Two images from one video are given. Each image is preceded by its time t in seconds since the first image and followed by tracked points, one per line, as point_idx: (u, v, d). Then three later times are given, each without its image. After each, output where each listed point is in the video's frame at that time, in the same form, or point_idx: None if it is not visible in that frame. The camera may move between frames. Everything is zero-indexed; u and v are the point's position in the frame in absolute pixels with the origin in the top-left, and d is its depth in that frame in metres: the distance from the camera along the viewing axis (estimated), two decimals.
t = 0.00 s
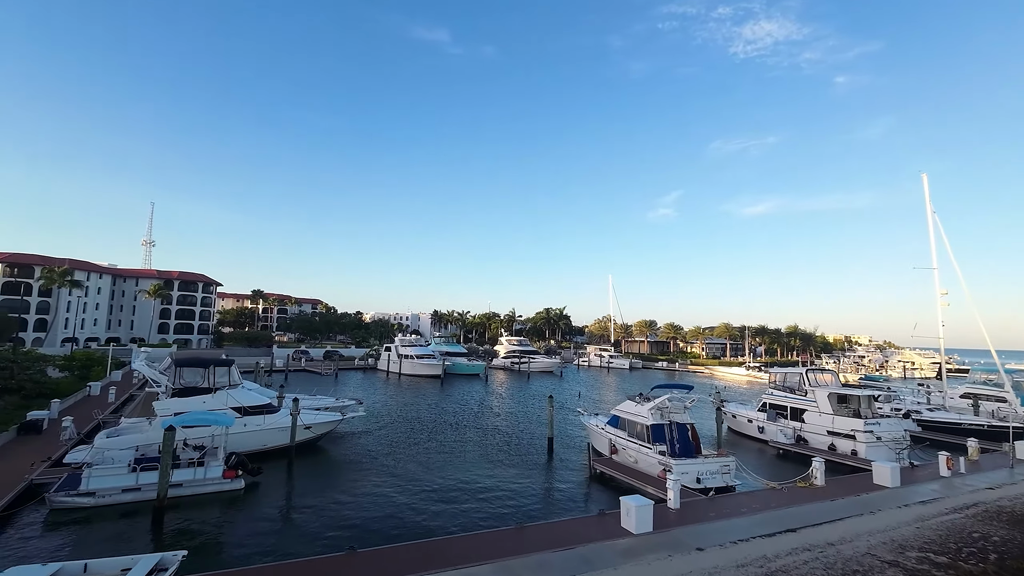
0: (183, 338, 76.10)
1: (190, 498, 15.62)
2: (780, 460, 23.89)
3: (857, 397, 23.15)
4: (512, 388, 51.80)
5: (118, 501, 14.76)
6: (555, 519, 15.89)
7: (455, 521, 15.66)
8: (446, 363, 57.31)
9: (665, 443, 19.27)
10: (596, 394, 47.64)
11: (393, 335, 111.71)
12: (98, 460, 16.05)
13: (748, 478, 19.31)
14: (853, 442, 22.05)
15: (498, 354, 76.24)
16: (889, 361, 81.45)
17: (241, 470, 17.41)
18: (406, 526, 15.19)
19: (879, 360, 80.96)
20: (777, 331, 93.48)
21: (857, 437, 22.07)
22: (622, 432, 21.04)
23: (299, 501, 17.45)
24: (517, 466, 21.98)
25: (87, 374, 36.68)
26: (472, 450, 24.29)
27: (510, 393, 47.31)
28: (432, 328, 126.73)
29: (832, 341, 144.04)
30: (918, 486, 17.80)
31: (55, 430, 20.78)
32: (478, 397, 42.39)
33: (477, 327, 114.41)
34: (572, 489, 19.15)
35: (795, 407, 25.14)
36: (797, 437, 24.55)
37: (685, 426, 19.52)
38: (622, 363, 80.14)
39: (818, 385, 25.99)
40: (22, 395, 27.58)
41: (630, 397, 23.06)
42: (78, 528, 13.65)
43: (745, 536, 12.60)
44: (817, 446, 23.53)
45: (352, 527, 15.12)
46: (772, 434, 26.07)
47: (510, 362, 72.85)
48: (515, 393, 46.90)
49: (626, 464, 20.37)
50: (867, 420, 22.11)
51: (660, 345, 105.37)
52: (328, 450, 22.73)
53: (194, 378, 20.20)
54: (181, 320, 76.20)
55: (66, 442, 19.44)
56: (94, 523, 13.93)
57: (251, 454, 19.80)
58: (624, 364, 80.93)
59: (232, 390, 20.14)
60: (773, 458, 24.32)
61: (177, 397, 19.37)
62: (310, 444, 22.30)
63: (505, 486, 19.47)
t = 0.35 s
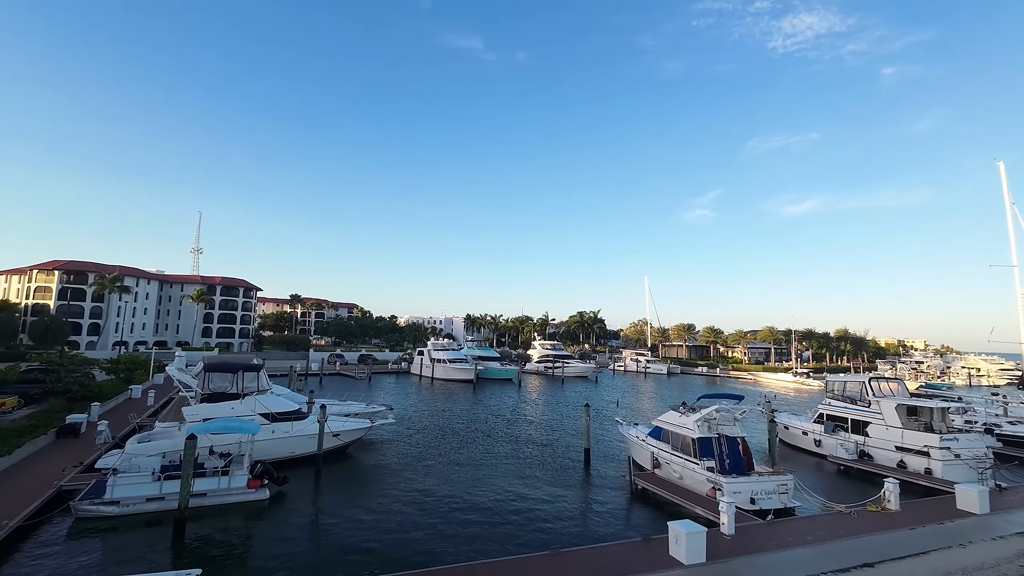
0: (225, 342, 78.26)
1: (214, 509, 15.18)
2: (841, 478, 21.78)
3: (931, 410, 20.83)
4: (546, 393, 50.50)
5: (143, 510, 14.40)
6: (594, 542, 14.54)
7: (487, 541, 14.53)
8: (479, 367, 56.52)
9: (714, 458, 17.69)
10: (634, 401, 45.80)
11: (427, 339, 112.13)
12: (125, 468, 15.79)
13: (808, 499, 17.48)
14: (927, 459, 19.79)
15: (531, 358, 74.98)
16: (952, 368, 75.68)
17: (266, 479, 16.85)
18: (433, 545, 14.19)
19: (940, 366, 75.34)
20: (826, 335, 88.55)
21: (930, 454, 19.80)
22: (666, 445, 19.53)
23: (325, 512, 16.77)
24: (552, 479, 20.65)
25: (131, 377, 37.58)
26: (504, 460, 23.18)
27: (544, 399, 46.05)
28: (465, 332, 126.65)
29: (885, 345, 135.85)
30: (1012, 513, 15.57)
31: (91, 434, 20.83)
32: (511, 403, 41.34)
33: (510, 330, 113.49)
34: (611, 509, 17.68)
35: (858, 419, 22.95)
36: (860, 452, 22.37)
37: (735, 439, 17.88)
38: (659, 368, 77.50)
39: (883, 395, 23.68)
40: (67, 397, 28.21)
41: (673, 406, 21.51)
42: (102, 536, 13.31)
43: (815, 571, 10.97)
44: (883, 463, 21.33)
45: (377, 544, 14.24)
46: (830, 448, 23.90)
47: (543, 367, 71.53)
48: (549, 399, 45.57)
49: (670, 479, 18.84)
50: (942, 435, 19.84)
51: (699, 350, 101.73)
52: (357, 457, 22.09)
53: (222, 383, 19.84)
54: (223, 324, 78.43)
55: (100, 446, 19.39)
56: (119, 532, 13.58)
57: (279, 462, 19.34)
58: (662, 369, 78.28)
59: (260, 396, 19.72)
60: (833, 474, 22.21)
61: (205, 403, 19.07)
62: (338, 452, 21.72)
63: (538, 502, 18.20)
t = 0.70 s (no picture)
0: (262, 347, 79.93)
1: (234, 523, 14.60)
2: (911, 499, 19.56)
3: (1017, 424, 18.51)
4: (579, 401, 49.00)
5: (161, 524, 13.89)
6: (636, 571, 13.26)
7: (518, 567, 13.42)
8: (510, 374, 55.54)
9: (768, 478, 16.09)
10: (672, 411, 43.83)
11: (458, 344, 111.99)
12: (146, 479, 15.41)
13: (876, 526, 15.64)
14: (1013, 482, 17.52)
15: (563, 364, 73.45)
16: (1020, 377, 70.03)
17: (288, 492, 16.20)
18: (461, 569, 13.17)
19: (1007, 375, 69.74)
20: (877, 341, 83.53)
21: (1017, 476, 17.57)
22: (712, 461, 17.97)
23: (348, 526, 15.99)
24: (586, 494, 19.37)
25: (169, 383, 38.29)
26: (536, 472, 22.05)
27: (577, 407, 44.59)
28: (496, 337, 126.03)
29: (941, 352, 127.82)
30: None
31: (122, 440, 20.84)
32: (543, 411, 40.09)
33: (541, 335, 112.14)
34: (652, 530, 16.21)
35: (928, 435, 20.71)
36: (931, 471, 20.16)
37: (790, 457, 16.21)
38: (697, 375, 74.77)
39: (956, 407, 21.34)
40: (105, 402, 28.71)
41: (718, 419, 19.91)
42: (121, 549, 12.85)
43: None
44: (960, 484, 19.07)
45: (402, 566, 13.31)
46: (896, 466, 21.61)
47: (576, 373, 69.93)
48: (583, 408, 44.09)
49: (717, 499, 17.30)
50: None
51: (739, 356, 97.96)
52: (384, 469, 21.36)
53: (246, 391, 19.44)
54: (260, 329, 80.18)
55: (130, 454, 19.30)
56: (137, 545, 13.09)
57: (303, 472, 18.79)
58: (699, 376, 75.54)
59: (284, 404, 19.24)
60: (900, 495, 20.08)
61: (229, 411, 18.67)
62: (364, 463, 21.03)
63: (571, 520, 16.95)
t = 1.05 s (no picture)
0: (294, 350, 81.02)
1: (250, 538, 13.92)
2: (987, 524, 17.43)
3: None
4: (610, 407, 47.32)
5: (176, 538, 13.35)
6: None
7: None
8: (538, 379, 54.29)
9: (826, 500, 14.43)
10: (708, 419, 41.78)
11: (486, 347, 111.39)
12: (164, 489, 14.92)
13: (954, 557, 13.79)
14: None
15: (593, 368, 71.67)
16: None
17: (306, 505, 15.44)
18: None
19: None
20: (929, 344, 78.67)
21: None
22: (761, 478, 16.38)
23: (368, 541, 15.13)
24: (623, 512, 17.96)
25: (200, 387, 38.64)
26: (568, 483, 20.77)
27: (608, 413, 43.00)
28: (524, 341, 124.89)
29: (998, 356, 119.98)
30: None
31: (147, 447, 20.63)
32: (573, 417, 38.70)
33: (570, 339, 110.38)
34: (696, 556, 14.69)
35: (1007, 451, 18.53)
36: (1011, 492, 17.99)
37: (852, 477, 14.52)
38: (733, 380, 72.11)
39: None
40: (136, 407, 28.88)
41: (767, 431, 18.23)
42: (133, 565, 12.31)
43: None
44: None
45: None
46: (968, 486, 19.42)
47: (606, 378, 68.14)
48: (614, 414, 42.48)
49: (768, 521, 15.70)
50: None
51: (777, 360, 94.02)
52: (408, 479, 20.50)
53: (267, 398, 18.88)
54: (292, 333, 81.31)
55: (154, 460, 19.00)
56: (147, 562, 12.48)
57: (324, 483, 18.08)
58: (736, 382, 72.80)
59: (305, 411, 18.60)
60: (975, 518, 17.98)
61: (250, 419, 18.14)
62: (386, 474, 20.17)
63: (606, 541, 15.57)
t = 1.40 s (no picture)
0: (318, 354, 81.49)
1: (258, 557, 13.11)
2: None
3: None
4: (637, 413, 45.64)
5: (181, 555, 12.63)
6: None
7: None
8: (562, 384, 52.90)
9: (890, 525, 12.84)
10: (742, 427, 39.71)
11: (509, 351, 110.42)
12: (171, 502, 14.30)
13: None
14: None
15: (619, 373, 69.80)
16: None
17: (319, 521, 14.56)
18: None
19: None
20: (978, 348, 74.16)
21: None
22: (812, 499, 14.82)
23: (383, 560, 14.19)
24: (657, 532, 16.41)
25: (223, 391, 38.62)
26: (596, 497, 19.35)
27: (635, 420, 41.38)
28: (548, 344, 123.44)
29: None
30: None
31: (163, 455, 20.21)
32: (599, 424, 37.30)
33: (594, 342, 108.50)
34: None
35: None
36: None
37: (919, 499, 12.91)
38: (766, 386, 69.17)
39: None
40: (158, 412, 28.77)
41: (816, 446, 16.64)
42: None
43: None
44: None
45: None
46: None
47: (632, 383, 66.24)
48: (641, 421, 40.83)
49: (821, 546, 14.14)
50: None
51: (812, 365, 90.28)
52: (427, 491, 19.53)
53: (280, 406, 18.19)
54: (316, 337, 81.81)
55: (168, 471, 18.44)
56: None
57: (338, 495, 17.26)
58: (769, 387, 69.83)
59: (319, 420, 17.82)
60: None
61: (263, 428, 17.46)
62: (403, 486, 19.24)
63: (639, 567, 14.10)
